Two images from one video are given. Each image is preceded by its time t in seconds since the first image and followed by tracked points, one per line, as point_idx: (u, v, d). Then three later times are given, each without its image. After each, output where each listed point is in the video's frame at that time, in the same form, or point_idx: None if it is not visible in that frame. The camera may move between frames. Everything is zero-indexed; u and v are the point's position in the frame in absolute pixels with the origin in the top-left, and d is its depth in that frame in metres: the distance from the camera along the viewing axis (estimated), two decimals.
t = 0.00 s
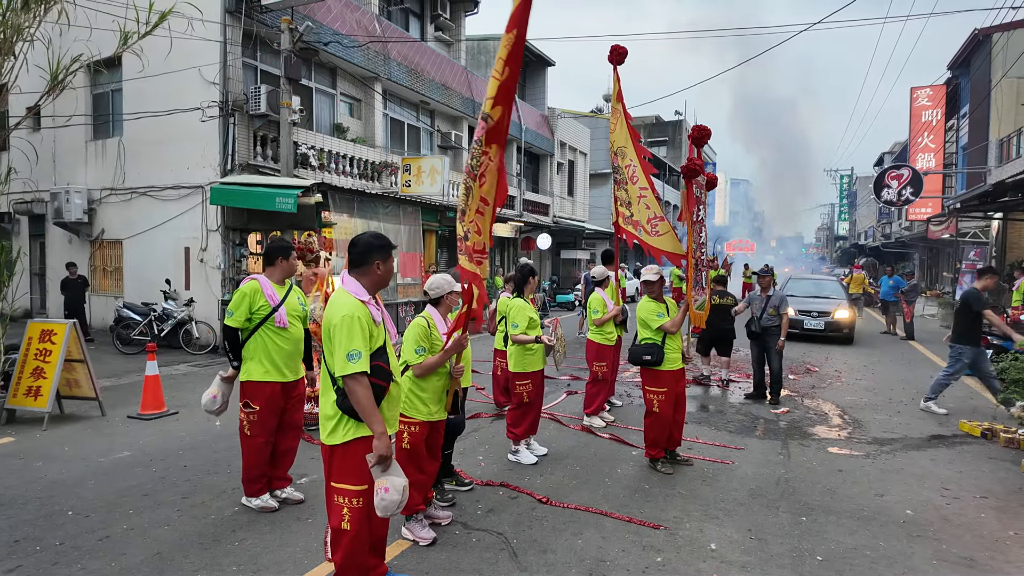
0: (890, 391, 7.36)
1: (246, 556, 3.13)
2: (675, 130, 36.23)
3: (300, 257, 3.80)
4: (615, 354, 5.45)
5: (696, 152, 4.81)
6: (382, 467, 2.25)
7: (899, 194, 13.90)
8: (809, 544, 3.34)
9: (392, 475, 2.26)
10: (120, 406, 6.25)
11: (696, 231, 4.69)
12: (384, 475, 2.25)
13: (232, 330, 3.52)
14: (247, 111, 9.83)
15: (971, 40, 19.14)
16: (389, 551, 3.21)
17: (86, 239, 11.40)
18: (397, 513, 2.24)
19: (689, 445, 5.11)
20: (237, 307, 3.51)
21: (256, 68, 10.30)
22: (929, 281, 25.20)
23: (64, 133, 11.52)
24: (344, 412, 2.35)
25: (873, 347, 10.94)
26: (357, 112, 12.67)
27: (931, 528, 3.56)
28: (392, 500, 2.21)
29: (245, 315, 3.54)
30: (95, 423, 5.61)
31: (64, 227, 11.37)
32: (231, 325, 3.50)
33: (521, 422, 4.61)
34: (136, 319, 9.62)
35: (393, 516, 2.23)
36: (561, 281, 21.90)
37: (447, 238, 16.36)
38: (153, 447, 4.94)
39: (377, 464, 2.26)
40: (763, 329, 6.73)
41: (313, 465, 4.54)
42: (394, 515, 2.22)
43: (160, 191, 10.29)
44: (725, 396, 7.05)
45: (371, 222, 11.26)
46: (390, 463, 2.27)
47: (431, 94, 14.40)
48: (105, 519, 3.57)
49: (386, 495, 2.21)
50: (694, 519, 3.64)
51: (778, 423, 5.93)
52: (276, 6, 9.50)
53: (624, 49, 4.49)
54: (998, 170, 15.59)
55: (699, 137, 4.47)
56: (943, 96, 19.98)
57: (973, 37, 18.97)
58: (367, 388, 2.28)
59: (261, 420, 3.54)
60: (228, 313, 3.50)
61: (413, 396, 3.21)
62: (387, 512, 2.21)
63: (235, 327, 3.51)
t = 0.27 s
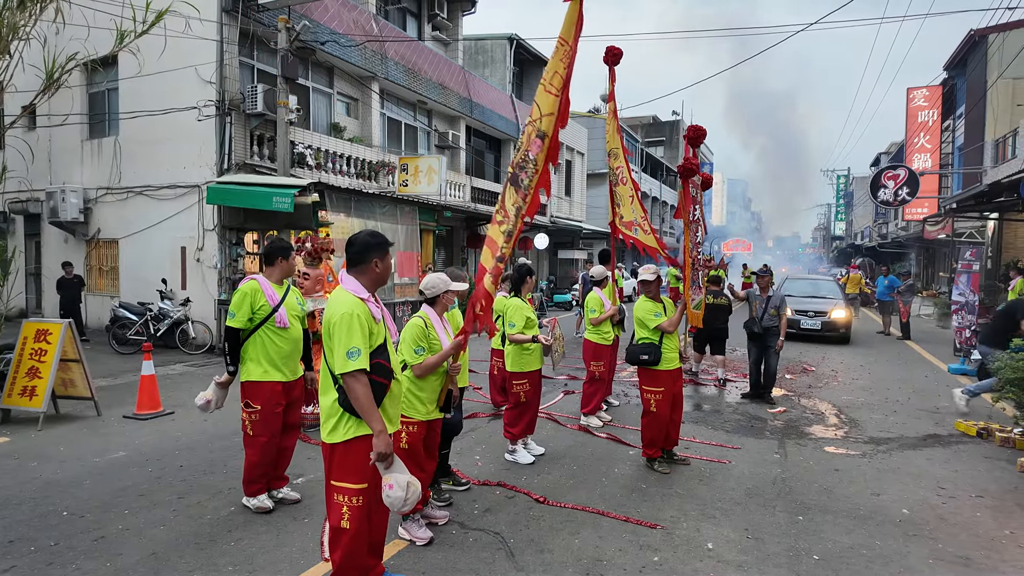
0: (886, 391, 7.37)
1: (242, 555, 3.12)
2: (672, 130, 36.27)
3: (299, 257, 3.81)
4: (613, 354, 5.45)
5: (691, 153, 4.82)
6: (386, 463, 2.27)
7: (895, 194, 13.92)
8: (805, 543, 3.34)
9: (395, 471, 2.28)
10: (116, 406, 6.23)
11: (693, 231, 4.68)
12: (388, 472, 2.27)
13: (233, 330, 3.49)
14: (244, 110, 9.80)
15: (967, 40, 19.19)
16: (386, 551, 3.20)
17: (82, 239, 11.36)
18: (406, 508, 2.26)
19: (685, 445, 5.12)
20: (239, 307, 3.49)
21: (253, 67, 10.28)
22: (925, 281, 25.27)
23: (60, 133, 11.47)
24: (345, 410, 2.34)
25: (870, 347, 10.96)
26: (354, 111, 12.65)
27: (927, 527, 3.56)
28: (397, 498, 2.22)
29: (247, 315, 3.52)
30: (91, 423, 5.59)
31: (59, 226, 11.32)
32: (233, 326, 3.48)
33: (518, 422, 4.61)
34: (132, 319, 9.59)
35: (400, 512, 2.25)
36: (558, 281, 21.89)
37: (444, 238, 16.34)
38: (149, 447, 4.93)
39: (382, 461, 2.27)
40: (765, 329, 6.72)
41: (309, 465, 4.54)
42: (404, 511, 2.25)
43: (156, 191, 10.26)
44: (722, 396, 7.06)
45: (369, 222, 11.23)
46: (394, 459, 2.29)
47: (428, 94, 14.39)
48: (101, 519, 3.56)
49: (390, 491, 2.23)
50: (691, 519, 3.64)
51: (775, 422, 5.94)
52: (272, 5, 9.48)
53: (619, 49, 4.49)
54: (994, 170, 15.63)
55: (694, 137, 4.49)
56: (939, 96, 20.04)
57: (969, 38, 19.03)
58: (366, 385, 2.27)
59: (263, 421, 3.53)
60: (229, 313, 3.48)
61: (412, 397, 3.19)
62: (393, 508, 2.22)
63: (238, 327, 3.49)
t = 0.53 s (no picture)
0: (883, 390, 7.39)
1: (238, 555, 3.11)
2: (669, 130, 36.31)
3: (291, 254, 3.79)
4: (610, 353, 5.45)
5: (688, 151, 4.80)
6: (392, 457, 2.27)
7: (892, 194, 13.95)
8: (802, 541, 3.34)
9: (403, 462, 2.30)
10: (111, 405, 6.21)
11: (689, 230, 4.67)
12: (395, 463, 2.29)
13: (235, 332, 3.42)
14: (240, 109, 9.76)
15: (963, 40, 19.25)
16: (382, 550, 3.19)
17: (78, 238, 11.31)
18: (414, 497, 2.29)
19: (682, 444, 5.11)
20: (237, 308, 3.44)
21: (249, 66, 10.25)
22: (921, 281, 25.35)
23: (55, 131, 11.42)
24: (346, 408, 2.32)
25: (866, 347, 10.98)
26: (351, 110, 12.63)
27: (924, 526, 3.57)
28: (407, 487, 2.25)
29: (246, 316, 3.48)
30: (86, 423, 5.56)
31: (55, 225, 11.27)
32: (233, 327, 3.41)
33: (514, 421, 4.60)
34: (127, 318, 9.55)
35: (411, 501, 2.28)
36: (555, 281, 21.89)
37: (442, 237, 16.33)
38: (144, 447, 4.90)
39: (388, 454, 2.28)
40: (767, 329, 6.71)
41: (306, 464, 4.52)
42: (413, 500, 2.28)
43: (152, 190, 10.22)
44: (719, 395, 7.06)
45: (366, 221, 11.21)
46: (400, 451, 2.30)
47: (425, 93, 14.38)
48: (95, 518, 3.54)
49: (400, 481, 2.26)
50: (688, 517, 3.64)
51: (772, 421, 5.94)
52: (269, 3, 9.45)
53: (614, 49, 4.19)
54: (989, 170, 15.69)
55: (690, 136, 4.48)
56: (935, 96, 20.09)
57: (965, 38, 19.10)
58: (368, 382, 2.26)
59: (260, 420, 3.51)
60: (229, 315, 3.42)
61: (409, 396, 3.19)
62: (403, 497, 2.26)
63: (238, 328, 3.43)
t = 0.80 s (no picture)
0: (878, 389, 7.42)
1: (233, 555, 3.10)
2: (666, 130, 36.37)
3: (282, 253, 3.79)
4: (607, 353, 5.45)
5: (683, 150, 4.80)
6: (386, 458, 2.28)
7: (887, 194, 14.00)
8: (798, 540, 3.34)
9: (396, 466, 2.31)
10: (107, 406, 6.19)
11: (684, 229, 4.66)
12: (388, 466, 2.29)
13: (232, 334, 3.41)
14: (237, 108, 9.73)
15: (958, 41, 19.32)
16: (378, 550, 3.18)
17: (73, 238, 11.27)
18: (408, 501, 2.29)
19: (679, 443, 5.12)
20: (232, 309, 3.42)
21: (246, 65, 10.23)
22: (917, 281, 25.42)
23: (50, 130, 11.38)
24: (344, 407, 2.32)
25: (862, 346, 11.02)
26: (347, 110, 12.61)
27: (919, 524, 3.58)
28: (400, 491, 2.25)
29: (243, 316, 3.46)
30: (81, 423, 5.54)
31: (50, 225, 11.22)
32: (230, 329, 3.40)
33: (511, 421, 4.61)
34: (123, 318, 9.52)
35: (403, 505, 2.28)
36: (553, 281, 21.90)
37: (439, 237, 16.32)
38: (140, 447, 4.89)
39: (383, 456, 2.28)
40: (762, 329, 6.73)
41: (302, 464, 4.51)
42: (405, 505, 2.28)
43: (148, 189, 10.19)
44: (715, 395, 7.07)
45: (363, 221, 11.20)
46: (394, 454, 2.30)
47: (422, 93, 14.37)
48: (90, 519, 3.52)
49: (392, 485, 2.26)
50: (684, 517, 3.64)
51: (768, 421, 5.95)
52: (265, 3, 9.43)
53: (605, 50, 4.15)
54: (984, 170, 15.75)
55: (686, 134, 4.47)
56: (930, 97, 20.17)
57: (960, 39, 19.17)
58: (366, 383, 2.26)
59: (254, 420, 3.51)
60: (225, 317, 3.40)
61: (406, 395, 3.19)
62: (395, 501, 2.26)
63: (234, 329, 3.41)
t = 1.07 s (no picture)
0: (874, 389, 7.45)
1: (231, 556, 3.10)
2: (663, 131, 36.41)
3: (278, 254, 3.79)
4: (603, 354, 5.48)
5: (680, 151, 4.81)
6: (382, 460, 2.28)
7: (883, 195, 14.04)
8: (794, 540, 3.36)
9: (392, 468, 2.31)
10: (103, 407, 6.18)
11: (680, 230, 4.66)
12: (385, 468, 2.29)
13: (228, 336, 3.43)
14: (234, 109, 9.72)
15: (954, 42, 19.39)
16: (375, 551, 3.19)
17: (69, 238, 11.24)
18: (403, 503, 2.29)
19: (675, 444, 5.13)
20: (227, 311, 3.43)
21: (243, 66, 10.21)
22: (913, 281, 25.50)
23: (46, 131, 11.35)
24: (341, 409, 2.33)
25: (858, 347, 11.05)
26: (344, 110, 12.60)
27: (914, 524, 3.59)
28: (396, 492, 2.26)
29: (239, 318, 3.47)
30: (78, 424, 5.53)
31: (46, 226, 11.19)
32: (226, 331, 3.42)
33: (509, 422, 4.62)
34: (119, 319, 9.50)
35: (398, 507, 2.28)
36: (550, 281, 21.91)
37: (436, 238, 16.32)
38: (137, 448, 4.88)
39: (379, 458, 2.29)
40: (750, 329, 6.73)
41: (299, 465, 4.51)
42: (401, 507, 2.28)
43: (145, 190, 10.17)
44: (711, 395, 7.09)
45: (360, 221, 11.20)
46: (390, 457, 2.31)
47: (419, 93, 14.36)
48: (87, 521, 3.52)
49: (389, 486, 2.26)
50: (681, 517, 3.65)
51: (764, 421, 5.97)
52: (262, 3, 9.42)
53: (592, 51, 4.36)
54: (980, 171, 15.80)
55: (683, 136, 4.49)
56: (926, 98, 20.23)
57: (955, 40, 19.24)
58: (363, 384, 2.26)
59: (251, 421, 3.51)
60: (221, 320, 3.42)
61: (403, 396, 3.20)
62: (391, 503, 2.26)
63: (230, 332, 3.43)
